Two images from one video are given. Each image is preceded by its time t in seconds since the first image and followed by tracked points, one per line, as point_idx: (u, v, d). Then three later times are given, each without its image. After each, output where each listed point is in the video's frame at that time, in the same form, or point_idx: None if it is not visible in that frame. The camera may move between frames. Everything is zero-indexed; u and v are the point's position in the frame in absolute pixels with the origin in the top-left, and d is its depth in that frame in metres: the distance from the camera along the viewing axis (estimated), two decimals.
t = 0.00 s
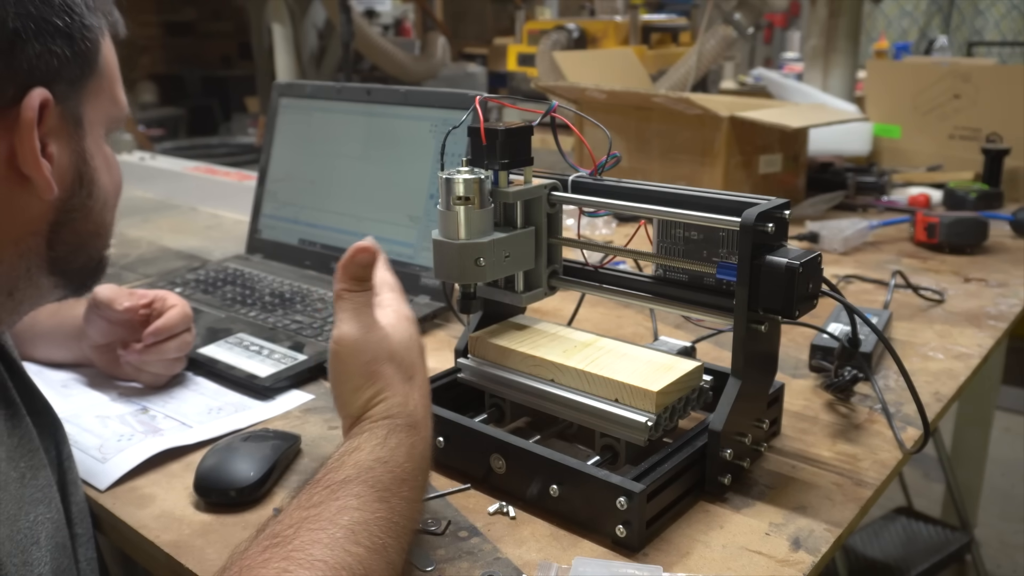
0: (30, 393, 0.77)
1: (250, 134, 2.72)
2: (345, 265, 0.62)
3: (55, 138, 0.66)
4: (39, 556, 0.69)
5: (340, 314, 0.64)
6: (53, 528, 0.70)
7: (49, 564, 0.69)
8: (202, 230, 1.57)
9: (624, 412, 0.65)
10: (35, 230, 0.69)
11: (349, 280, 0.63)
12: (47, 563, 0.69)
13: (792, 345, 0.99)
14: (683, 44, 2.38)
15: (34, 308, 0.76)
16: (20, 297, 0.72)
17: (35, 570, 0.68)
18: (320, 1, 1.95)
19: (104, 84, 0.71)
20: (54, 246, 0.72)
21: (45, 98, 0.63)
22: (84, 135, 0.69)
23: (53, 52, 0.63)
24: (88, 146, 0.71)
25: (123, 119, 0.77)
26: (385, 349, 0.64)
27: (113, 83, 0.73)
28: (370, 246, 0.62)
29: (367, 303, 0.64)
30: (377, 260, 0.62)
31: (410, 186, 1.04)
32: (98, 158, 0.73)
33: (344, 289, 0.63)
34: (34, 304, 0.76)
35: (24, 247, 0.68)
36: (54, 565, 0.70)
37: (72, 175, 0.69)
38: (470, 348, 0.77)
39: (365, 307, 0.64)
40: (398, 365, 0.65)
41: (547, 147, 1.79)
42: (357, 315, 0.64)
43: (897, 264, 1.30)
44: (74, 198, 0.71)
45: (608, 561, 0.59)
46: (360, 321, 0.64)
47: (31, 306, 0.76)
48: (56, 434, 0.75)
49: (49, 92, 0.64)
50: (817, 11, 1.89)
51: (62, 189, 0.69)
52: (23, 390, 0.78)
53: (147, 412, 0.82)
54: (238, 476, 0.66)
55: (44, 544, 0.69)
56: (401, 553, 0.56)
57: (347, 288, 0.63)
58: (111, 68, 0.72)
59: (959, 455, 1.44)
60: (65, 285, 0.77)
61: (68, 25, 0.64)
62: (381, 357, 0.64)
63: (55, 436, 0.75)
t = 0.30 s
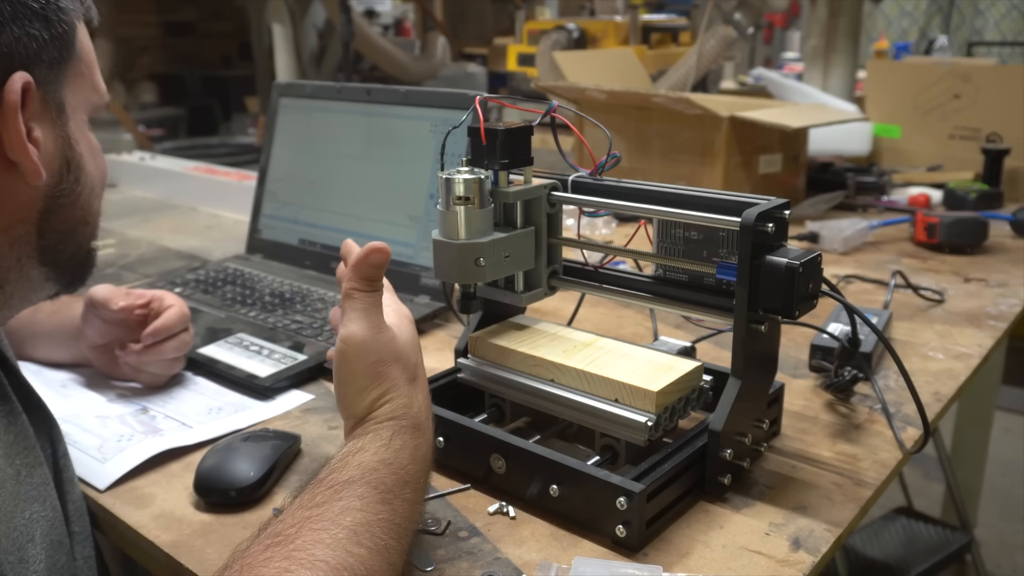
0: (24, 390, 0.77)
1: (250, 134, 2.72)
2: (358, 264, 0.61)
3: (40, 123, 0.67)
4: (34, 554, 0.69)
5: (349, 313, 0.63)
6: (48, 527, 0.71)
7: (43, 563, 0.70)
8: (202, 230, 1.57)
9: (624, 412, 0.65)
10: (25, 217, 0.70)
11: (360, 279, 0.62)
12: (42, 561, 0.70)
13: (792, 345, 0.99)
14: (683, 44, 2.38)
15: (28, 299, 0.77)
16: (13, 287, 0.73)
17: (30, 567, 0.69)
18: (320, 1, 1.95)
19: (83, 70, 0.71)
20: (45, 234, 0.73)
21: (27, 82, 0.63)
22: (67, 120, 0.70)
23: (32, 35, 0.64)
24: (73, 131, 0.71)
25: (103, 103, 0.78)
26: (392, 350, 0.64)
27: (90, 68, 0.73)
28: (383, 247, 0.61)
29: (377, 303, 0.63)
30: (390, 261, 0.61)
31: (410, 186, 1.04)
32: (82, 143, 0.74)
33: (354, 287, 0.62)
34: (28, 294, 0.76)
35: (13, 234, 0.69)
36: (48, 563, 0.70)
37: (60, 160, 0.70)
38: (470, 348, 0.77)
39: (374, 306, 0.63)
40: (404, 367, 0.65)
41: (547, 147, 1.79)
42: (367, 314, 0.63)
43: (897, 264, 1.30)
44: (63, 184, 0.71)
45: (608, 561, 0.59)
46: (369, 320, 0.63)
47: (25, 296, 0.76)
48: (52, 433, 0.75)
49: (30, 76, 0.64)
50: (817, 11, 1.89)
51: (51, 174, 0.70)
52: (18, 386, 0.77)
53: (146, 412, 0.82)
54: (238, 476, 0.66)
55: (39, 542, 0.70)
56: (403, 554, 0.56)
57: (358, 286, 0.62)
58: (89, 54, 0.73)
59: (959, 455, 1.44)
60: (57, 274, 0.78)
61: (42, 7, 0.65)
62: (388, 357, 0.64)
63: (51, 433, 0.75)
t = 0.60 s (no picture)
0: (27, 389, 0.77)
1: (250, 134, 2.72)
2: (354, 263, 0.61)
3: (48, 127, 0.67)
4: (36, 554, 0.68)
5: (346, 313, 0.63)
6: (50, 527, 0.70)
7: (45, 563, 0.69)
8: (202, 230, 1.57)
9: (624, 412, 0.65)
10: (30, 222, 0.69)
11: (357, 279, 0.63)
12: (44, 562, 0.69)
13: (792, 345, 0.99)
14: (683, 44, 2.38)
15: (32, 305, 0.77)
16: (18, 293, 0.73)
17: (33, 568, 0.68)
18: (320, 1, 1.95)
19: (91, 75, 0.71)
20: (50, 240, 0.73)
21: (34, 88, 0.63)
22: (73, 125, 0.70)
23: (40, 41, 0.63)
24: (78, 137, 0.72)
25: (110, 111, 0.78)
26: (391, 349, 0.64)
27: (98, 74, 0.73)
28: (380, 246, 0.61)
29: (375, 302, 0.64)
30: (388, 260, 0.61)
31: (411, 186, 1.04)
32: (88, 149, 0.74)
33: (351, 287, 0.63)
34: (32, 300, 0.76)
35: (18, 239, 0.69)
36: (50, 563, 0.69)
37: (65, 165, 0.70)
38: (469, 348, 0.77)
39: (372, 306, 0.64)
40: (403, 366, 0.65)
41: (547, 147, 1.79)
42: (365, 314, 0.63)
43: (897, 264, 1.30)
44: (68, 189, 0.71)
45: (609, 561, 0.59)
46: (367, 319, 0.63)
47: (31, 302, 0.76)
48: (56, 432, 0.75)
49: (37, 82, 0.64)
50: (817, 11, 1.89)
51: (56, 179, 0.70)
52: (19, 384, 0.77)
53: (147, 412, 0.82)
54: (238, 476, 0.66)
55: (41, 543, 0.69)
56: (403, 555, 0.56)
57: (355, 286, 0.63)
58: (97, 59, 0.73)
59: (960, 455, 1.44)
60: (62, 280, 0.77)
61: (51, 13, 0.64)
62: (387, 356, 0.64)
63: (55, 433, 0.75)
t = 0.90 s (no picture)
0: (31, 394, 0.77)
1: (250, 134, 2.72)
2: (421, 266, 0.55)
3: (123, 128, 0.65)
4: (48, 557, 0.66)
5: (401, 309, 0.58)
6: (57, 531, 0.68)
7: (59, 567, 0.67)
8: (202, 229, 1.57)
9: (624, 412, 0.65)
10: None
11: (429, 280, 0.56)
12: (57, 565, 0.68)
13: (792, 345, 0.99)
14: (683, 44, 2.37)
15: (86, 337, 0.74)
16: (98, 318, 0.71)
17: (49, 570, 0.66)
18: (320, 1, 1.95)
19: (83, 76, 0.57)
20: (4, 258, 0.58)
21: None
22: (30, 123, 0.54)
23: None
24: (40, 139, 0.56)
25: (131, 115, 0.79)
26: (420, 367, 0.58)
27: (92, 71, 0.58)
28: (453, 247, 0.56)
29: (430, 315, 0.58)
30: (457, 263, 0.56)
31: (411, 186, 1.04)
32: (63, 154, 0.58)
33: (411, 288, 0.57)
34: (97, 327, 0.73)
35: None
36: (62, 566, 0.68)
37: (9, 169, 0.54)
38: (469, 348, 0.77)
39: (424, 317, 0.58)
40: (433, 391, 0.59)
41: (547, 147, 1.79)
42: (410, 321, 0.57)
43: (898, 264, 1.30)
44: (16, 196, 0.56)
45: (609, 561, 0.59)
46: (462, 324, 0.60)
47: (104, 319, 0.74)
48: (60, 432, 0.75)
49: None
50: (817, 11, 1.89)
51: None
52: (17, 392, 0.77)
53: (147, 412, 0.82)
54: (238, 475, 0.66)
55: (50, 546, 0.67)
56: (400, 557, 0.55)
57: (416, 289, 0.57)
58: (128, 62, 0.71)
59: (960, 455, 1.44)
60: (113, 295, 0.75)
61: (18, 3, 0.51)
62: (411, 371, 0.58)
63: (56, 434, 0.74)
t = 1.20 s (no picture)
0: (34, 397, 0.78)
1: (250, 134, 2.72)
2: (440, 276, 0.57)
3: (114, 150, 0.69)
4: (53, 558, 0.68)
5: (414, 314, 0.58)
6: (59, 533, 0.70)
7: (60, 567, 0.69)
8: (202, 230, 1.57)
9: (624, 412, 0.65)
10: None
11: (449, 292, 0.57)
12: (59, 566, 0.69)
13: (792, 345, 0.99)
14: (683, 44, 2.37)
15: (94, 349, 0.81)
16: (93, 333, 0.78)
17: (50, 571, 0.67)
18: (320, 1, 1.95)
19: (70, 93, 0.63)
20: None
21: None
22: None
23: None
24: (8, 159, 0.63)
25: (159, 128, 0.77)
26: (427, 372, 0.59)
27: (74, 88, 0.64)
28: (471, 259, 0.57)
29: (443, 322, 0.58)
30: (473, 277, 0.57)
31: (411, 185, 1.04)
32: (35, 174, 0.64)
33: (427, 296, 0.57)
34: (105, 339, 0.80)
35: None
36: (65, 566, 0.70)
37: None
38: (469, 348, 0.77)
39: (438, 323, 0.58)
40: (438, 396, 0.60)
41: (547, 147, 1.79)
42: (422, 327, 0.58)
43: (897, 264, 1.30)
44: None
45: (609, 561, 0.59)
46: (477, 333, 0.61)
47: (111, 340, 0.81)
48: (61, 431, 0.76)
49: None
50: (817, 11, 1.89)
51: None
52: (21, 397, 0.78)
53: (147, 412, 0.82)
54: (238, 475, 0.66)
55: (55, 547, 0.69)
56: (402, 555, 0.55)
57: (433, 295, 0.57)
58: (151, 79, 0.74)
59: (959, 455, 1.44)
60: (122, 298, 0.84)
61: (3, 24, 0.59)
62: (419, 375, 0.59)
63: (57, 433, 0.76)
